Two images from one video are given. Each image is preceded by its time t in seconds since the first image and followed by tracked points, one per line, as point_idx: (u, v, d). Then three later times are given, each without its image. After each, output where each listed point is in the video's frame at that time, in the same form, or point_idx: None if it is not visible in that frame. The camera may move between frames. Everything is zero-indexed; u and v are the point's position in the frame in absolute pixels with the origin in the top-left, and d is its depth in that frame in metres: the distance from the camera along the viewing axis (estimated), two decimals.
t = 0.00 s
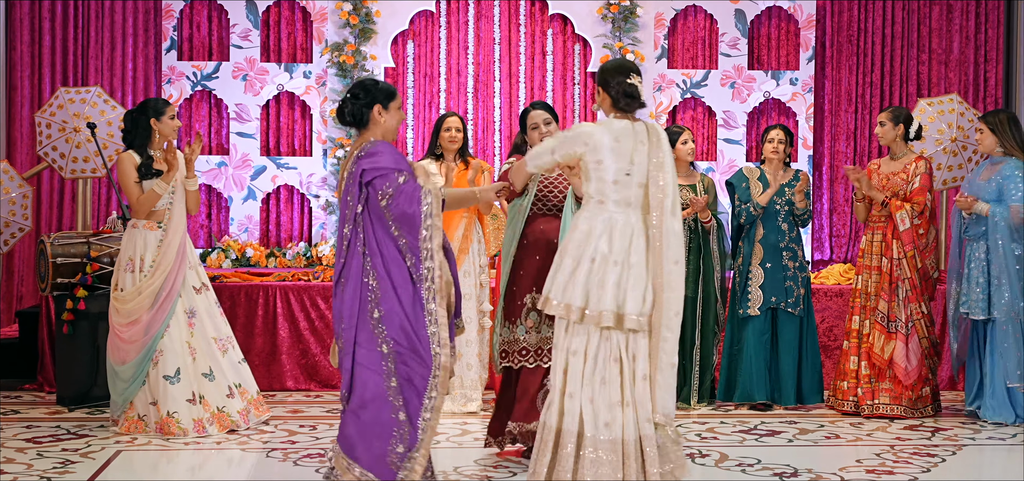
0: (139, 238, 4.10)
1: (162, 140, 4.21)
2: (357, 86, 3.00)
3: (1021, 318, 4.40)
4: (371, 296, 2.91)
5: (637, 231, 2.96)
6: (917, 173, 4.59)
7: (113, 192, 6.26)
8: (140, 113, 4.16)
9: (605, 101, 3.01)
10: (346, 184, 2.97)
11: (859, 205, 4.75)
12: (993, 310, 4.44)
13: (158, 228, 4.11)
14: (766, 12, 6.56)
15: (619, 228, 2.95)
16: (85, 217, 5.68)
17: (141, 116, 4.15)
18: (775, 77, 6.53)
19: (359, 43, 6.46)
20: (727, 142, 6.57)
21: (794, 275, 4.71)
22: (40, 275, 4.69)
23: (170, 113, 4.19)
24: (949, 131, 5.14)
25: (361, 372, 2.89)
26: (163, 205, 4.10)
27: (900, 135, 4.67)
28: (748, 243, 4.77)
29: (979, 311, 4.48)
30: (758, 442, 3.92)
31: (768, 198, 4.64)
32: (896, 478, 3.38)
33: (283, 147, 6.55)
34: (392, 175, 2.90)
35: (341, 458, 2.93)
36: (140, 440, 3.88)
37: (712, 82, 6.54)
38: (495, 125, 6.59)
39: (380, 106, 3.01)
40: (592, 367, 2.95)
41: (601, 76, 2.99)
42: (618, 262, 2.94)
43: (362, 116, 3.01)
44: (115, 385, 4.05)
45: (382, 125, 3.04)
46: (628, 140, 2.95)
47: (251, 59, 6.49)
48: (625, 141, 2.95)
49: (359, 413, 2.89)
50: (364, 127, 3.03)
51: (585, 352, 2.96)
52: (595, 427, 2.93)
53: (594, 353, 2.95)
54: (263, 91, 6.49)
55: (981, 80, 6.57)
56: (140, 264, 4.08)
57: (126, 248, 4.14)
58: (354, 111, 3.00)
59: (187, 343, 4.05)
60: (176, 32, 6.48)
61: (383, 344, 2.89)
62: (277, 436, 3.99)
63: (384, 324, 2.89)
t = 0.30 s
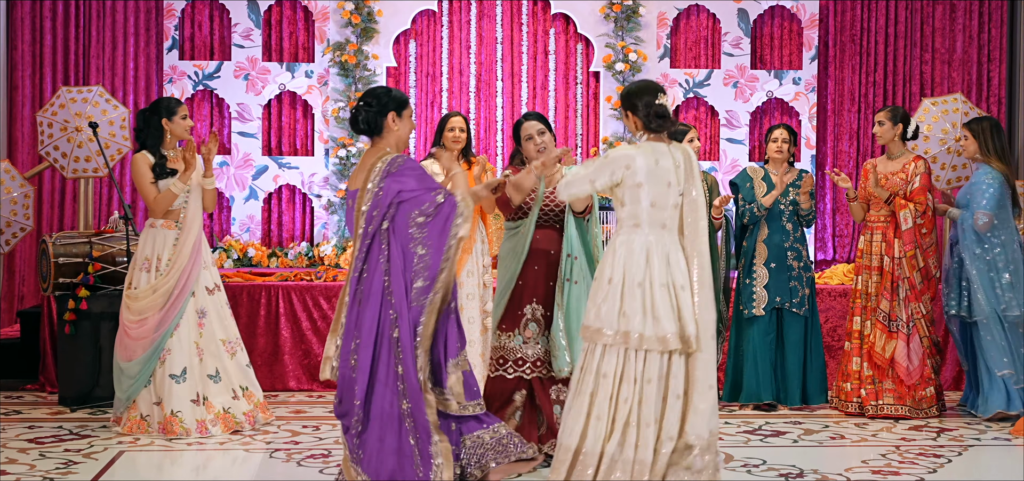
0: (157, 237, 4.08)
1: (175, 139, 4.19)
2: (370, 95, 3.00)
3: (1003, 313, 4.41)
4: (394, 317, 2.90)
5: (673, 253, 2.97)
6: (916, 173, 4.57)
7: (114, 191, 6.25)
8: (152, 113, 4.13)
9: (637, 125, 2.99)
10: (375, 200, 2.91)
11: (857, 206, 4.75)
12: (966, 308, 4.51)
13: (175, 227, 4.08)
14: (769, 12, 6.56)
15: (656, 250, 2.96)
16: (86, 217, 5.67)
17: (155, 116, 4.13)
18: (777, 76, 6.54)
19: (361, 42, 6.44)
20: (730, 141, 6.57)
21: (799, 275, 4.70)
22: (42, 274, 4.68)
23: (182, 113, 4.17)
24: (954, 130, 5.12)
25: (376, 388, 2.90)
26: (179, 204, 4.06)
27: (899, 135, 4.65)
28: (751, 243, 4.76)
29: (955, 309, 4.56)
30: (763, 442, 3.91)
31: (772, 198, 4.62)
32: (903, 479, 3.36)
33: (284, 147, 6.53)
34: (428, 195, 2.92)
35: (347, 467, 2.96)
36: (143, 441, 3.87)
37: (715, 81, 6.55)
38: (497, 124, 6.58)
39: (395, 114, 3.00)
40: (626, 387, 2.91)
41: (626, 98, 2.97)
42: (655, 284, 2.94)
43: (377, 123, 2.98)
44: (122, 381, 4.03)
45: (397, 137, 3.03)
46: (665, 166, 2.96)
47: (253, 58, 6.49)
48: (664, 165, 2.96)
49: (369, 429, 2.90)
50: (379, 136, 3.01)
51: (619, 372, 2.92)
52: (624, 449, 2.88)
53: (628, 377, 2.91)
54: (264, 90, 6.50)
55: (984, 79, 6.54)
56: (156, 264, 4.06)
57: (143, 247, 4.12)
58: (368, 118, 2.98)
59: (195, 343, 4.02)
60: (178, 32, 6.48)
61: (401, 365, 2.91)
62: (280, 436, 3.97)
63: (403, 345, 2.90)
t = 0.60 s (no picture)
0: (185, 241, 4.06)
1: (196, 144, 4.15)
2: (399, 97, 2.97)
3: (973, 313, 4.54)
4: (427, 313, 2.85)
5: (687, 253, 3.00)
6: (921, 174, 4.58)
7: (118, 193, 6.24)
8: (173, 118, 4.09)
9: (657, 126, 3.03)
10: (425, 191, 2.89)
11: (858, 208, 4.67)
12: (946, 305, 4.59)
13: (202, 230, 4.07)
14: (773, 14, 6.57)
15: (669, 250, 2.97)
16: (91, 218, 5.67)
17: (174, 122, 4.09)
18: (782, 78, 6.54)
19: (364, 44, 6.43)
20: (734, 143, 6.56)
21: (805, 277, 4.69)
22: (46, 276, 4.66)
23: (202, 117, 4.14)
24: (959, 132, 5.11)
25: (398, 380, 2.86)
26: (207, 209, 4.05)
27: (903, 137, 4.63)
28: (757, 245, 4.73)
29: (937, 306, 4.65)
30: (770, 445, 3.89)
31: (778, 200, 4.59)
32: None
33: (288, 148, 6.53)
34: (477, 189, 2.91)
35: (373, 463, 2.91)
36: (149, 443, 3.85)
37: (719, 82, 6.53)
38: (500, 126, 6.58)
39: (429, 113, 2.99)
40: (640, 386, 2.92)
41: (648, 99, 3.00)
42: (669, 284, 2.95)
43: (412, 124, 2.98)
44: (136, 379, 4.00)
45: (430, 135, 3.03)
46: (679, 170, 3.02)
47: (256, 60, 6.48)
48: (679, 167, 3.01)
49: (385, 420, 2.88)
50: (414, 139, 3.01)
51: (629, 371, 2.95)
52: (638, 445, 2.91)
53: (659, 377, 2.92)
54: (268, 92, 6.47)
55: (988, 81, 6.52)
56: (183, 267, 4.06)
57: (169, 250, 4.10)
58: (401, 122, 2.97)
59: (213, 343, 4.01)
60: (182, 33, 6.46)
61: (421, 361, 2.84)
62: (286, 439, 3.96)
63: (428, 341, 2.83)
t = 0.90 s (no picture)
0: (196, 240, 4.06)
1: (215, 144, 4.15)
2: (420, 89, 2.97)
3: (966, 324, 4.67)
4: (470, 306, 2.86)
5: (717, 244, 3.00)
6: (927, 175, 4.58)
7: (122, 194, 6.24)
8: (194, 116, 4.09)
9: (687, 112, 3.03)
10: (439, 184, 2.90)
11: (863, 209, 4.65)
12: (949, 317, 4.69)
13: (215, 230, 4.07)
14: (778, 15, 6.57)
15: (701, 237, 2.98)
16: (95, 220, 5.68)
17: (195, 120, 4.09)
18: (786, 79, 6.53)
19: (369, 45, 6.44)
20: (739, 144, 6.56)
21: (812, 279, 4.67)
22: (51, 277, 4.63)
23: (223, 117, 4.14)
24: (965, 134, 5.11)
25: (457, 380, 2.84)
26: (219, 208, 4.05)
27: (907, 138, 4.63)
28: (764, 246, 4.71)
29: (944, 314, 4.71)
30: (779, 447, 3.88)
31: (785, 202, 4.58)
32: None
33: (292, 149, 6.51)
34: (493, 179, 2.85)
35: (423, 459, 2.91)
36: (156, 445, 3.84)
37: (723, 84, 6.54)
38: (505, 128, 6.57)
39: (450, 104, 2.99)
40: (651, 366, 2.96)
41: (678, 86, 2.99)
42: (696, 265, 2.97)
43: (434, 116, 2.98)
44: (148, 379, 3.99)
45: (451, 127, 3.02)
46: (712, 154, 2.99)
47: (260, 60, 6.46)
48: (710, 154, 2.99)
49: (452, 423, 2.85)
50: (436, 132, 3.01)
51: (649, 351, 2.97)
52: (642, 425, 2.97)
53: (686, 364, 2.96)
54: (272, 93, 6.47)
55: (993, 82, 6.50)
56: (194, 266, 4.05)
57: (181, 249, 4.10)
58: (423, 114, 2.97)
59: (228, 343, 4.00)
60: (186, 34, 6.46)
61: (485, 356, 2.85)
62: (293, 441, 3.95)
63: (484, 334, 2.85)
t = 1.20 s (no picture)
0: (204, 241, 4.05)
1: (228, 145, 4.16)
2: (446, 102, 2.90)
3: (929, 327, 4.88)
4: (507, 325, 2.89)
5: (738, 257, 3.10)
6: (932, 176, 4.57)
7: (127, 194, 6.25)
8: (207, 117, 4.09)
9: (712, 128, 3.12)
10: (474, 201, 2.85)
11: (865, 207, 4.71)
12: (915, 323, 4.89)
13: (222, 230, 4.05)
14: (783, 15, 6.56)
15: (722, 254, 3.07)
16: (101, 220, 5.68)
17: (208, 121, 4.09)
18: (791, 79, 6.54)
19: (374, 45, 6.43)
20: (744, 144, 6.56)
21: (819, 279, 4.68)
22: (57, 277, 4.62)
23: (235, 119, 4.13)
24: (971, 134, 5.10)
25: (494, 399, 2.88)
26: (228, 208, 4.04)
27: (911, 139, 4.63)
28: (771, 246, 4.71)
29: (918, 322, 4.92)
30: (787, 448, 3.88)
31: (792, 203, 4.58)
32: None
33: (296, 150, 6.51)
34: (529, 205, 2.85)
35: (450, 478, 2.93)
36: (165, 445, 3.84)
37: (728, 84, 6.54)
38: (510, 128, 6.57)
39: (478, 116, 2.94)
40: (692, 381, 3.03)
41: (703, 103, 3.10)
42: (736, 283, 3.07)
43: (463, 129, 2.93)
44: (157, 380, 4.00)
45: (479, 137, 2.98)
46: (738, 175, 3.11)
47: (265, 61, 6.47)
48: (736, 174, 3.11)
49: (490, 442, 2.88)
50: (464, 145, 2.96)
51: (681, 364, 3.07)
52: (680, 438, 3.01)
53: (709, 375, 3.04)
54: (277, 93, 6.47)
55: (998, 83, 6.49)
56: (204, 268, 4.03)
57: (189, 250, 4.08)
58: (451, 127, 2.91)
59: (243, 346, 4.01)
60: (190, 34, 6.46)
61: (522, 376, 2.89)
62: (303, 441, 3.95)
63: (521, 354, 2.89)
